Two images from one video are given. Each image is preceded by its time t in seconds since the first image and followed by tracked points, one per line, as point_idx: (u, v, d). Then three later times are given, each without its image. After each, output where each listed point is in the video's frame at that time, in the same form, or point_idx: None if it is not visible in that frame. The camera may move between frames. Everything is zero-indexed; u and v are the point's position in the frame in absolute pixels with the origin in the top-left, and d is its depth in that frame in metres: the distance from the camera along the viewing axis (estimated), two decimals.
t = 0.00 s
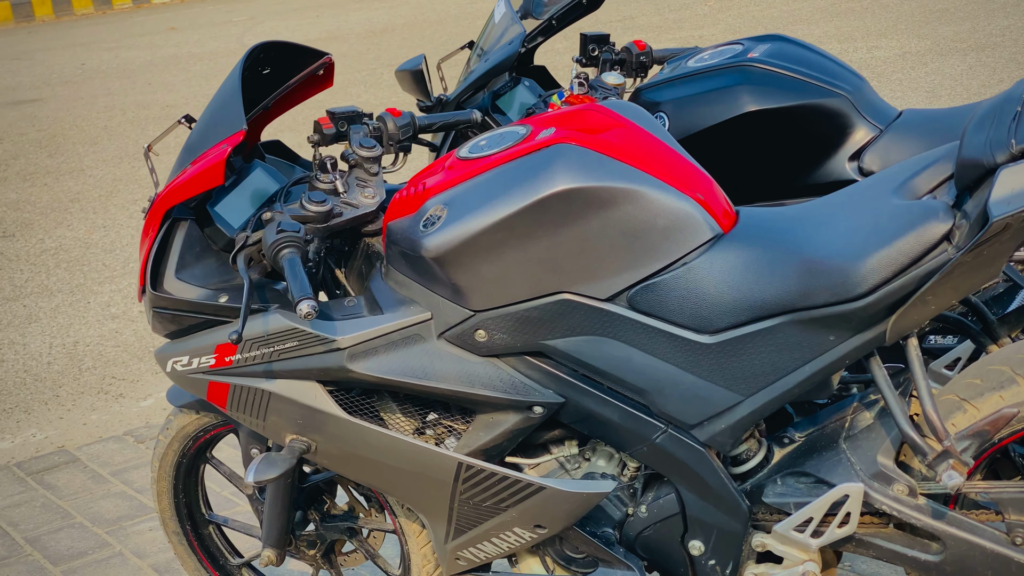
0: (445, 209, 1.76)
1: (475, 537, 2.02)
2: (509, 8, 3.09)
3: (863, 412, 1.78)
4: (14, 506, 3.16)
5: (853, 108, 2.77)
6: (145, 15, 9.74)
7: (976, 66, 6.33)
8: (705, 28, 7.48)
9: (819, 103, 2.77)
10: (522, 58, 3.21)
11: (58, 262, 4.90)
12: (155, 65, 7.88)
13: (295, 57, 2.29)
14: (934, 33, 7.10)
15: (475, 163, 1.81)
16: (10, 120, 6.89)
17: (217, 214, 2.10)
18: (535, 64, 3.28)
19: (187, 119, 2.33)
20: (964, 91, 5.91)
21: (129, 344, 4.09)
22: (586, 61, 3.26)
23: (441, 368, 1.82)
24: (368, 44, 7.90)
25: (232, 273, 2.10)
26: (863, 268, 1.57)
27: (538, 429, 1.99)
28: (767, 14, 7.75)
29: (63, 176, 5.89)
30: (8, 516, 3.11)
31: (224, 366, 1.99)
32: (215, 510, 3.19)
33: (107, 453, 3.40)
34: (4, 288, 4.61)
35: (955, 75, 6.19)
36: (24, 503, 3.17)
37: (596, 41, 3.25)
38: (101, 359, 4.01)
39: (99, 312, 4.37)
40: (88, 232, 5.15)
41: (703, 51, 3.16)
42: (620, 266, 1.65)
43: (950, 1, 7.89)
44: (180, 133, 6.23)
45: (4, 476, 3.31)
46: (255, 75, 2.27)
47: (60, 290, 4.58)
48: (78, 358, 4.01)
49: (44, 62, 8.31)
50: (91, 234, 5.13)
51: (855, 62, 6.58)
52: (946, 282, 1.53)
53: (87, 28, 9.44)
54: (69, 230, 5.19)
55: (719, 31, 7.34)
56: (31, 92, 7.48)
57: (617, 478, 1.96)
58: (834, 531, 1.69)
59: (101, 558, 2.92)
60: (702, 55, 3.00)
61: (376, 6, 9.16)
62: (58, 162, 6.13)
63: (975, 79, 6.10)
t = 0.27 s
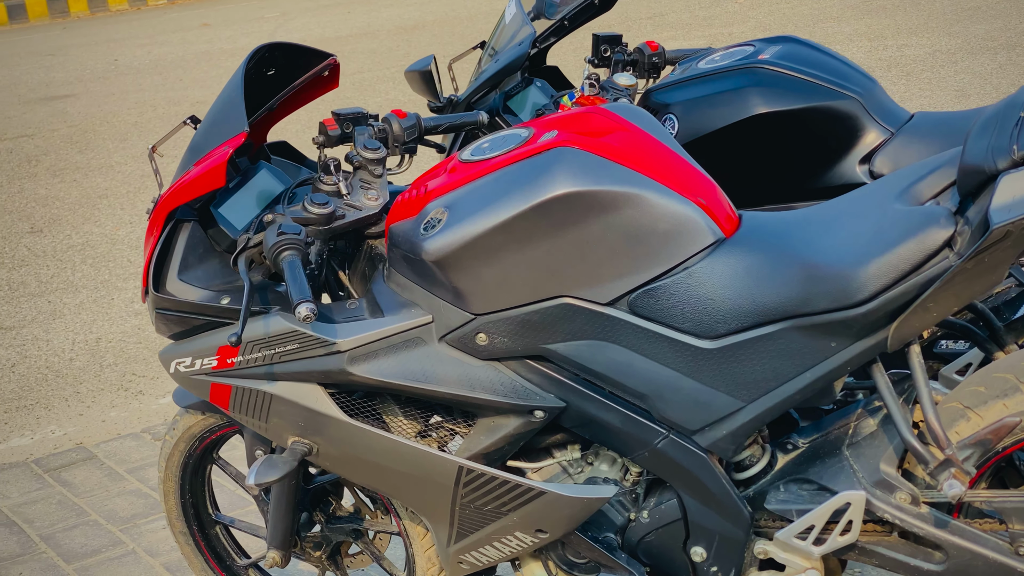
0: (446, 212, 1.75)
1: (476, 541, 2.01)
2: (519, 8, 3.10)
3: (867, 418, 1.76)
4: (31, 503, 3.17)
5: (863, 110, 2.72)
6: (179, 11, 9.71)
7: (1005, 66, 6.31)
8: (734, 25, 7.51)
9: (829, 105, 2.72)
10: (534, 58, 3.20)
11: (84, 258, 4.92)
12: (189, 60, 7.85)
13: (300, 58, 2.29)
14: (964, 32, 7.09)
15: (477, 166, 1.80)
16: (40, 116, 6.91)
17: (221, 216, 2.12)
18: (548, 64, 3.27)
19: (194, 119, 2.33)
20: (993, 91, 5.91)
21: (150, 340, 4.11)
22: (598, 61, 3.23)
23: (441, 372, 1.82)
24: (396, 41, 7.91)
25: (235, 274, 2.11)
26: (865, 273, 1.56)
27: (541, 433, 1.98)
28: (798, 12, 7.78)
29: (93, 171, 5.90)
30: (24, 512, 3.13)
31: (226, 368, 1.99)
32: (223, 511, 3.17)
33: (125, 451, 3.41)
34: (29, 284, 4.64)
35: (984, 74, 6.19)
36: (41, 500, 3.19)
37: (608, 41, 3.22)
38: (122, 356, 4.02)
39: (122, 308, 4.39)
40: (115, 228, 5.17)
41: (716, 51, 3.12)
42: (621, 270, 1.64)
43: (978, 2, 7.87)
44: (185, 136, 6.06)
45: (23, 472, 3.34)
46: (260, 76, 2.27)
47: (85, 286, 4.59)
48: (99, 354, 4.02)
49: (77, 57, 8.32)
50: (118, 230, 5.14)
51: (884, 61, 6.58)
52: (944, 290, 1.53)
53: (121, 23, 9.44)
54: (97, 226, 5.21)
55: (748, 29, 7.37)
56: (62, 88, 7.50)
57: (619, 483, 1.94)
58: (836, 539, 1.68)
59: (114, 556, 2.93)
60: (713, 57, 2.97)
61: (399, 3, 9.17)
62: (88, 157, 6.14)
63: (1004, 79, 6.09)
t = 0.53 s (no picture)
0: (448, 215, 1.74)
1: (479, 545, 2.00)
2: (529, 9, 3.10)
3: (872, 425, 1.75)
4: (45, 501, 3.19)
5: (874, 113, 2.66)
6: (208, 8, 9.65)
7: None
8: (759, 23, 7.49)
9: (840, 107, 2.66)
10: (546, 59, 3.19)
11: (107, 256, 4.92)
12: (214, 57, 7.85)
13: (304, 59, 2.29)
14: (992, 31, 7.04)
15: (480, 169, 1.79)
16: (68, 112, 6.90)
17: (225, 217, 2.14)
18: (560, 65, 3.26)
19: (200, 120, 2.34)
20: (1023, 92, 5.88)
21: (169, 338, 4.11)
22: (610, 62, 3.20)
23: (444, 375, 1.81)
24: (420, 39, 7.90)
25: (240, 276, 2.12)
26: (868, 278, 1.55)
27: (544, 438, 1.97)
28: (824, 9, 7.78)
29: (118, 168, 5.89)
30: (38, 510, 3.14)
31: (229, 370, 2.00)
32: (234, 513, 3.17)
33: (140, 449, 3.42)
34: (51, 281, 4.64)
35: (1012, 74, 6.16)
36: (56, 498, 3.20)
37: (621, 42, 3.19)
38: (141, 354, 4.03)
39: (144, 306, 4.39)
40: (139, 225, 5.15)
41: (727, 54, 3.07)
42: (624, 274, 1.63)
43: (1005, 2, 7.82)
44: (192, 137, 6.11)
45: (39, 469, 3.35)
46: (265, 78, 2.27)
47: (107, 283, 4.60)
48: (120, 352, 4.03)
49: (103, 53, 8.31)
50: (141, 227, 5.13)
51: (910, 59, 6.55)
52: (947, 296, 1.51)
53: (153, 19, 9.39)
54: (120, 223, 5.20)
55: (774, 27, 7.40)
56: (90, 85, 7.46)
57: (623, 488, 1.94)
58: (840, 546, 1.65)
59: (126, 555, 2.94)
60: (722, 59, 2.92)
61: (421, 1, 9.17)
62: (115, 153, 6.12)
63: None
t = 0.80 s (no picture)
0: (451, 219, 1.74)
1: (483, 550, 1.99)
2: (541, 11, 3.05)
3: (877, 433, 1.73)
4: (62, 499, 3.20)
5: (886, 117, 2.62)
6: (237, 5, 9.65)
7: None
8: (792, 20, 7.53)
9: (851, 111, 2.62)
10: (559, 62, 3.19)
11: (133, 254, 4.93)
12: (241, 55, 7.86)
13: (311, 63, 2.29)
14: None
15: (484, 173, 1.79)
16: (97, 110, 6.90)
17: (230, 220, 2.14)
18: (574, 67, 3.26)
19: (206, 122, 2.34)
20: None
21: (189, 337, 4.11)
22: (624, 64, 3.20)
23: (446, 380, 1.80)
24: (446, 38, 7.89)
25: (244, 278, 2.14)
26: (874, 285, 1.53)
27: (548, 443, 1.96)
28: (854, 9, 7.77)
29: (145, 166, 5.89)
30: (55, 509, 3.16)
31: (233, 373, 2.00)
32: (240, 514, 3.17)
33: (157, 448, 3.43)
34: (77, 279, 4.66)
35: None
36: (72, 497, 3.22)
37: (634, 45, 3.19)
38: (162, 352, 4.03)
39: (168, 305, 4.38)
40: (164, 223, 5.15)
41: (740, 57, 3.04)
42: (626, 280, 1.62)
43: None
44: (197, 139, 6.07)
45: (57, 468, 3.37)
46: (271, 80, 2.27)
47: (131, 281, 4.60)
48: (140, 350, 4.04)
49: (134, 50, 8.32)
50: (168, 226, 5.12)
51: (941, 59, 6.50)
52: (949, 304, 1.49)
53: (185, 17, 9.38)
54: (146, 221, 5.19)
55: (805, 27, 7.41)
56: (120, 82, 7.45)
57: (627, 494, 1.93)
58: (843, 556, 1.64)
59: (139, 555, 2.94)
60: (735, 62, 2.89)
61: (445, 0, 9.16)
62: (143, 151, 6.11)
63: None
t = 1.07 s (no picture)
0: (453, 222, 1.73)
1: (487, 553, 1.99)
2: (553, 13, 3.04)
3: (882, 438, 1.71)
4: (77, 497, 3.22)
5: (898, 119, 2.58)
6: (266, 2, 9.64)
7: None
8: (817, 21, 7.46)
9: (863, 113, 2.58)
10: (572, 62, 3.18)
11: (156, 252, 4.94)
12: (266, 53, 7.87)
13: (316, 66, 2.30)
14: None
15: (487, 175, 1.78)
16: (126, 107, 6.88)
17: (235, 221, 2.16)
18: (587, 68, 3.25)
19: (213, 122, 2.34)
20: None
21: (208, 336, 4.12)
22: (636, 65, 3.20)
23: (448, 383, 1.80)
24: (470, 36, 7.89)
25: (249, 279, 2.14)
26: (878, 288, 1.51)
27: (552, 446, 1.95)
28: (880, 8, 7.74)
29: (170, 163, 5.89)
30: (70, 507, 3.17)
31: (237, 375, 2.00)
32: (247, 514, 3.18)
33: (173, 447, 3.43)
34: (100, 276, 4.67)
35: None
36: (88, 495, 3.23)
37: (646, 45, 3.18)
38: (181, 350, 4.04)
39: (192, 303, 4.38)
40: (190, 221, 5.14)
41: (748, 59, 3.00)
42: (629, 284, 1.61)
43: None
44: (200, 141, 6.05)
45: (74, 465, 3.38)
46: (277, 82, 2.28)
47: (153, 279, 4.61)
48: (160, 348, 4.05)
49: (164, 47, 8.34)
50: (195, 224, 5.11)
51: (969, 58, 6.48)
52: (951, 310, 1.47)
53: (214, 14, 9.37)
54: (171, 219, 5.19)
55: (833, 24, 7.39)
56: (148, 80, 7.45)
57: (630, 498, 1.91)
58: (846, 562, 1.62)
59: (152, 554, 2.95)
60: (745, 63, 2.85)
61: None
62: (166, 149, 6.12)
63: None
